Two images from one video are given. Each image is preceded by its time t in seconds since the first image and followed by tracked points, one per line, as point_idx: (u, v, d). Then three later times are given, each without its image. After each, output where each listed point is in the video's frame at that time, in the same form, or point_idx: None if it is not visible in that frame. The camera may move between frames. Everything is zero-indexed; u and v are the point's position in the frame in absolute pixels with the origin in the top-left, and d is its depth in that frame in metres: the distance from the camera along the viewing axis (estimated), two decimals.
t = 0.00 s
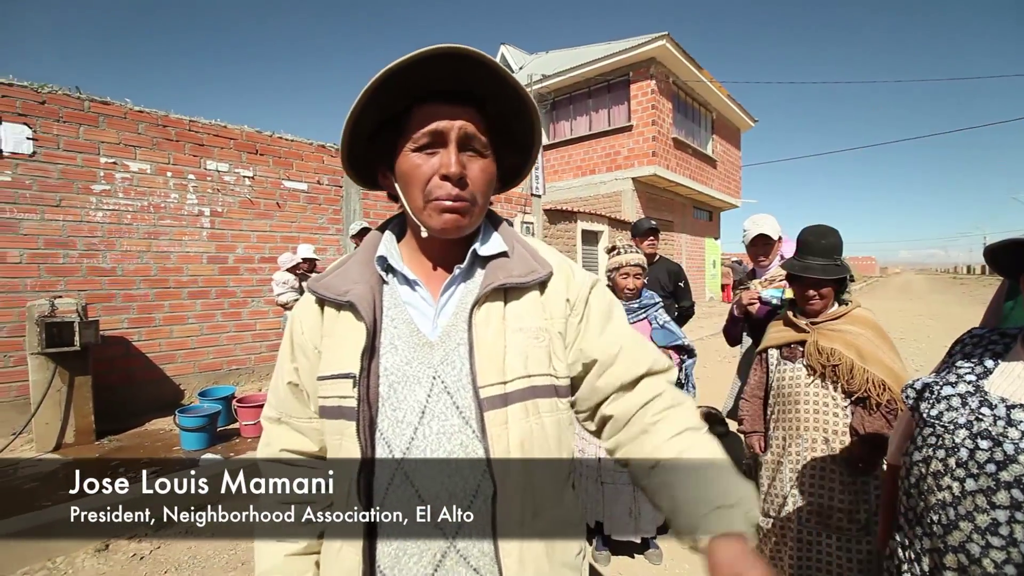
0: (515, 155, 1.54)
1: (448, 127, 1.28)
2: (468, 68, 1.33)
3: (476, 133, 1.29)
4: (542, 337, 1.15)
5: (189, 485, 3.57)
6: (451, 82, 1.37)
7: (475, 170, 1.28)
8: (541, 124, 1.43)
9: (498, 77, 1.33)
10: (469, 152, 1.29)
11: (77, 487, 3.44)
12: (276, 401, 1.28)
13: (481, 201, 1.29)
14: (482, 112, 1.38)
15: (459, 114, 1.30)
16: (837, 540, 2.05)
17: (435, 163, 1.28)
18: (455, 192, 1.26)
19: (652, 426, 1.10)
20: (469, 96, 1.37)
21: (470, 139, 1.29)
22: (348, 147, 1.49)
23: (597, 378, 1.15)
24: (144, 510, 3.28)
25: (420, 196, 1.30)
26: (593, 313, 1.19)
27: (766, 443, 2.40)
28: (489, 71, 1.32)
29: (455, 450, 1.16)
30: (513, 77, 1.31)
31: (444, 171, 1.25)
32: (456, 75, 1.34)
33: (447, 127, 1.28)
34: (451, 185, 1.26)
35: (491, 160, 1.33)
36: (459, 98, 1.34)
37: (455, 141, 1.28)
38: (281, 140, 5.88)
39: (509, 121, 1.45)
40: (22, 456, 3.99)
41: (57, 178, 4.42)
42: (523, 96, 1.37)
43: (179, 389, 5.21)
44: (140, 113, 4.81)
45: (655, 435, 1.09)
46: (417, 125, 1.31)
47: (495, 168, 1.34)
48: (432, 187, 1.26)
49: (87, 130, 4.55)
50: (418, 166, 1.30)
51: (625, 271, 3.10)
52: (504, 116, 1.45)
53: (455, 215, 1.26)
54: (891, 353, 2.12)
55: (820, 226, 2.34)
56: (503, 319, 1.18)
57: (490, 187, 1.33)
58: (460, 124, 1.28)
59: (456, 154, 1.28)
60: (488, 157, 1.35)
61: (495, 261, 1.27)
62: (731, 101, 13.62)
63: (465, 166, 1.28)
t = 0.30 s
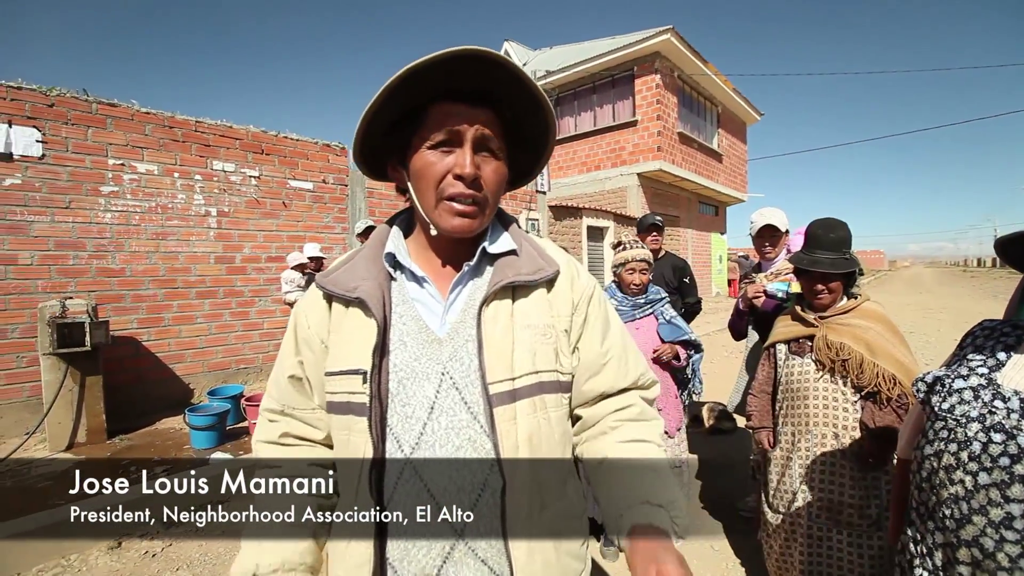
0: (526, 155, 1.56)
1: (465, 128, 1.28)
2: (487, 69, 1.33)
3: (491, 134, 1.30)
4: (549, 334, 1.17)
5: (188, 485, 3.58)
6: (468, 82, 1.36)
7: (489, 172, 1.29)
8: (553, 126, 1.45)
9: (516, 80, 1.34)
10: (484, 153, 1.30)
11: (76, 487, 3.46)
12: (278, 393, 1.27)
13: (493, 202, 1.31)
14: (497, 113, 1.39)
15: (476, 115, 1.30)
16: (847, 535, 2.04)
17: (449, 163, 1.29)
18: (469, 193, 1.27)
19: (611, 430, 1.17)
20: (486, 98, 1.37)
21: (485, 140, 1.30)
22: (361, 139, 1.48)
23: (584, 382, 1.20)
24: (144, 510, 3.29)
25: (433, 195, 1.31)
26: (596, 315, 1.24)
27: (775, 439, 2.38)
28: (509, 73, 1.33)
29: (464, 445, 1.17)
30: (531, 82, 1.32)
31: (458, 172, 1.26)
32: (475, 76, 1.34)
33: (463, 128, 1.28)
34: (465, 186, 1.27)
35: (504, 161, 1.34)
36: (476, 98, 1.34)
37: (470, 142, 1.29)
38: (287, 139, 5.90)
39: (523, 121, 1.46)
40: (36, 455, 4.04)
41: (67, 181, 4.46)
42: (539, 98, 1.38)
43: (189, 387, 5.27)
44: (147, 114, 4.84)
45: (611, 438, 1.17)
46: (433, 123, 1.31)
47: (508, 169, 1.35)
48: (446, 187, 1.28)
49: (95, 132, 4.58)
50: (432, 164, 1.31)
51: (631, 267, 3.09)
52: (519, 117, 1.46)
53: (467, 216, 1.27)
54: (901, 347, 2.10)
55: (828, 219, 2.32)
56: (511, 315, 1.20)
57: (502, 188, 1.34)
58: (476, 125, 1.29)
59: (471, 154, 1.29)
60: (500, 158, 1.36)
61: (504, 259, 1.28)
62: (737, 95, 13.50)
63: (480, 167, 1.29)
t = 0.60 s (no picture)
0: (520, 151, 1.57)
1: (460, 126, 1.28)
2: (481, 68, 1.32)
3: (486, 132, 1.30)
4: (548, 327, 1.18)
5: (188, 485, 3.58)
6: (462, 81, 1.36)
7: (485, 169, 1.30)
8: (547, 123, 1.45)
9: (509, 78, 1.33)
10: (480, 151, 1.30)
11: (76, 487, 3.46)
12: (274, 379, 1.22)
13: (490, 199, 1.31)
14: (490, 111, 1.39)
15: (471, 114, 1.30)
16: (850, 533, 2.04)
17: (446, 162, 1.28)
18: (467, 190, 1.27)
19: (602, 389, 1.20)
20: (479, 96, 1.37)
21: (480, 139, 1.30)
22: (357, 142, 1.47)
23: (585, 371, 1.21)
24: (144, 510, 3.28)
25: (430, 194, 1.30)
26: (592, 307, 1.25)
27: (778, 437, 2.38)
28: (503, 72, 1.33)
29: (466, 438, 1.17)
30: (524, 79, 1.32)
31: (455, 170, 1.26)
32: (468, 74, 1.34)
33: (459, 126, 1.28)
34: (462, 184, 1.26)
35: (500, 159, 1.34)
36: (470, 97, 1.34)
37: (465, 140, 1.29)
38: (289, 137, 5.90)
39: (516, 118, 1.47)
40: (40, 453, 4.07)
41: (69, 179, 4.47)
42: (533, 96, 1.38)
43: (192, 386, 5.28)
44: (149, 113, 4.85)
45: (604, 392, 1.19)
46: (430, 123, 1.31)
47: (503, 166, 1.35)
48: (443, 185, 1.27)
49: (97, 131, 4.59)
50: (428, 164, 1.30)
51: (632, 264, 3.08)
52: (512, 114, 1.46)
53: (465, 214, 1.27)
54: (904, 344, 2.10)
55: (831, 216, 2.31)
56: (510, 308, 1.20)
57: (498, 184, 1.34)
58: (471, 124, 1.29)
59: (467, 153, 1.28)
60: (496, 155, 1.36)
61: (502, 253, 1.28)
62: (740, 91, 13.45)
63: (476, 165, 1.28)
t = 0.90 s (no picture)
0: (528, 151, 1.57)
1: (468, 127, 1.28)
2: (487, 70, 1.32)
3: (494, 133, 1.30)
4: (555, 321, 1.19)
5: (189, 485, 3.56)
6: (468, 83, 1.36)
7: (493, 169, 1.30)
8: (554, 122, 1.45)
9: (515, 79, 1.33)
10: (487, 152, 1.30)
11: (77, 488, 3.44)
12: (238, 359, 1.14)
13: (498, 199, 1.31)
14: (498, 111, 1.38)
15: (478, 116, 1.30)
16: (856, 531, 2.03)
17: (454, 162, 1.28)
18: (475, 191, 1.27)
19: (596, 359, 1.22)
20: (486, 97, 1.37)
21: (488, 139, 1.30)
22: (365, 144, 1.48)
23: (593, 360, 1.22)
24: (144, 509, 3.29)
25: (438, 196, 1.30)
26: (599, 301, 1.27)
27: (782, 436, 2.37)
28: (510, 73, 1.32)
29: (474, 432, 1.17)
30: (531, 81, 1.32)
31: (463, 171, 1.26)
32: (475, 75, 1.33)
33: (466, 127, 1.28)
34: (470, 185, 1.26)
35: (507, 159, 1.34)
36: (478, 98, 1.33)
37: (473, 141, 1.29)
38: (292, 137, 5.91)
39: (523, 118, 1.47)
40: (48, 451, 4.10)
41: (75, 179, 4.50)
42: (541, 96, 1.38)
43: (197, 384, 5.31)
44: (154, 113, 4.87)
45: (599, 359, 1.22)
46: (438, 124, 1.31)
47: (511, 167, 1.36)
48: (451, 186, 1.27)
49: (102, 131, 4.61)
50: (436, 165, 1.30)
51: (635, 262, 3.07)
52: (520, 114, 1.46)
53: (473, 215, 1.27)
54: (910, 342, 2.08)
55: (837, 213, 2.30)
56: (517, 302, 1.22)
57: (506, 185, 1.34)
58: (479, 125, 1.29)
59: (475, 154, 1.28)
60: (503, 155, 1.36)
61: (508, 248, 1.29)
62: (744, 88, 13.38)
63: (484, 166, 1.28)
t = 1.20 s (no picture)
0: (534, 143, 1.56)
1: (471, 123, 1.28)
2: (488, 64, 1.32)
3: (498, 127, 1.30)
4: (565, 319, 1.18)
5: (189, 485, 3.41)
6: (470, 78, 1.36)
7: (498, 164, 1.29)
8: (558, 114, 1.44)
9: (517, 71, 1.33)
10: (492, 146, 1.30)
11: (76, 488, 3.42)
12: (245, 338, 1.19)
13: (503, 194, 1.30)
14: (501, 105, 1.38)
15: (481, 111, 1.30)
16: (860, 528, 2.03)
17: (458, 159, 1.28)
18: (479, 186, 1.27)
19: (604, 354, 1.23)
20: (489, 91, 1.36)
21: (491, 134, 1.29)
22: (371, 143, 1.49)
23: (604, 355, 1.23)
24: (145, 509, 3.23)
25: (443, 193, 1.31)
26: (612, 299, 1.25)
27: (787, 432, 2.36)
28: (511, 66, 1.31)
29: (480, 430, 1.18)
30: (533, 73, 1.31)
31: (467, 167, 1.26)
32: (476, 70, 1.33)
33: (469, 123, 1.28)
34: (474, 181, 1.26)
35: (512, 154, 1.34)
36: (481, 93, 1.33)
37: (476, 137, 1.29)
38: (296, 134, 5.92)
39: (528, 111, 1.46)
40: (56, 447, 4.14)
41: (80, 177, 4.52)
42: (544, 88, 1.37)
43: (203, 381, 5.35)
44: (158, 110, 4.88)
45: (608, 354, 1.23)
46: (441, 122, 1.31)
47: (516, 161, 1.35)
48: (455, 183, 1.28)
49: (107, 129, 4.63)
50: (440, 162, 1.30)
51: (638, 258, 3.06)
52: (525, 107, 1.45)
53: (480, 210, 1.27)
54: (915, 338, 2.07)
55: (842, 209, 2.28)
56: (526, 300, 1.21)
57: (512, 180, 1.34)
58: (481, 120, 1.29)
59: (478, 149, 1.28)
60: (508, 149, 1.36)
61: (518, 245, 1.28)
62: (749, 82, 13.28)
63: (488, 161, 1.28)
